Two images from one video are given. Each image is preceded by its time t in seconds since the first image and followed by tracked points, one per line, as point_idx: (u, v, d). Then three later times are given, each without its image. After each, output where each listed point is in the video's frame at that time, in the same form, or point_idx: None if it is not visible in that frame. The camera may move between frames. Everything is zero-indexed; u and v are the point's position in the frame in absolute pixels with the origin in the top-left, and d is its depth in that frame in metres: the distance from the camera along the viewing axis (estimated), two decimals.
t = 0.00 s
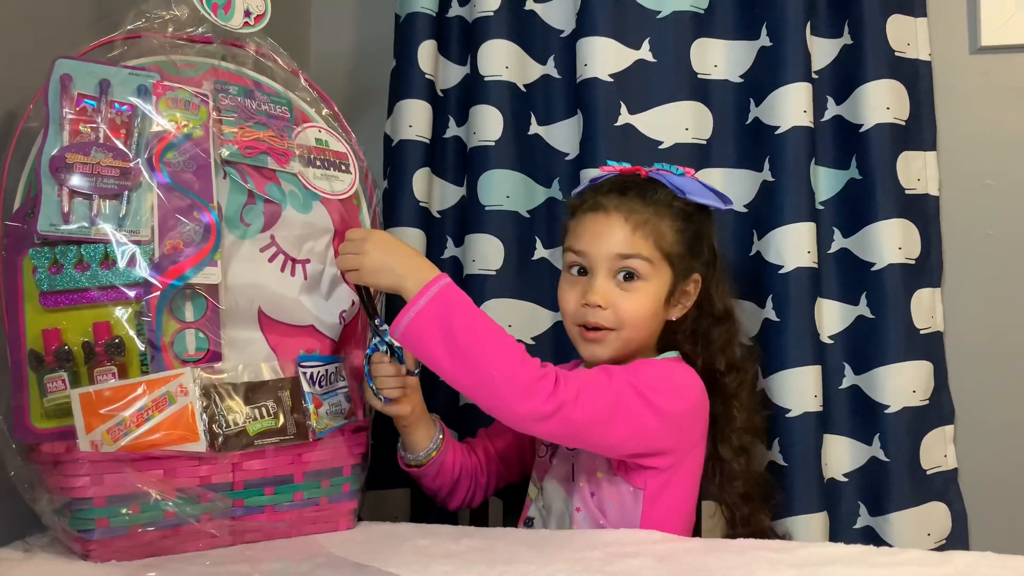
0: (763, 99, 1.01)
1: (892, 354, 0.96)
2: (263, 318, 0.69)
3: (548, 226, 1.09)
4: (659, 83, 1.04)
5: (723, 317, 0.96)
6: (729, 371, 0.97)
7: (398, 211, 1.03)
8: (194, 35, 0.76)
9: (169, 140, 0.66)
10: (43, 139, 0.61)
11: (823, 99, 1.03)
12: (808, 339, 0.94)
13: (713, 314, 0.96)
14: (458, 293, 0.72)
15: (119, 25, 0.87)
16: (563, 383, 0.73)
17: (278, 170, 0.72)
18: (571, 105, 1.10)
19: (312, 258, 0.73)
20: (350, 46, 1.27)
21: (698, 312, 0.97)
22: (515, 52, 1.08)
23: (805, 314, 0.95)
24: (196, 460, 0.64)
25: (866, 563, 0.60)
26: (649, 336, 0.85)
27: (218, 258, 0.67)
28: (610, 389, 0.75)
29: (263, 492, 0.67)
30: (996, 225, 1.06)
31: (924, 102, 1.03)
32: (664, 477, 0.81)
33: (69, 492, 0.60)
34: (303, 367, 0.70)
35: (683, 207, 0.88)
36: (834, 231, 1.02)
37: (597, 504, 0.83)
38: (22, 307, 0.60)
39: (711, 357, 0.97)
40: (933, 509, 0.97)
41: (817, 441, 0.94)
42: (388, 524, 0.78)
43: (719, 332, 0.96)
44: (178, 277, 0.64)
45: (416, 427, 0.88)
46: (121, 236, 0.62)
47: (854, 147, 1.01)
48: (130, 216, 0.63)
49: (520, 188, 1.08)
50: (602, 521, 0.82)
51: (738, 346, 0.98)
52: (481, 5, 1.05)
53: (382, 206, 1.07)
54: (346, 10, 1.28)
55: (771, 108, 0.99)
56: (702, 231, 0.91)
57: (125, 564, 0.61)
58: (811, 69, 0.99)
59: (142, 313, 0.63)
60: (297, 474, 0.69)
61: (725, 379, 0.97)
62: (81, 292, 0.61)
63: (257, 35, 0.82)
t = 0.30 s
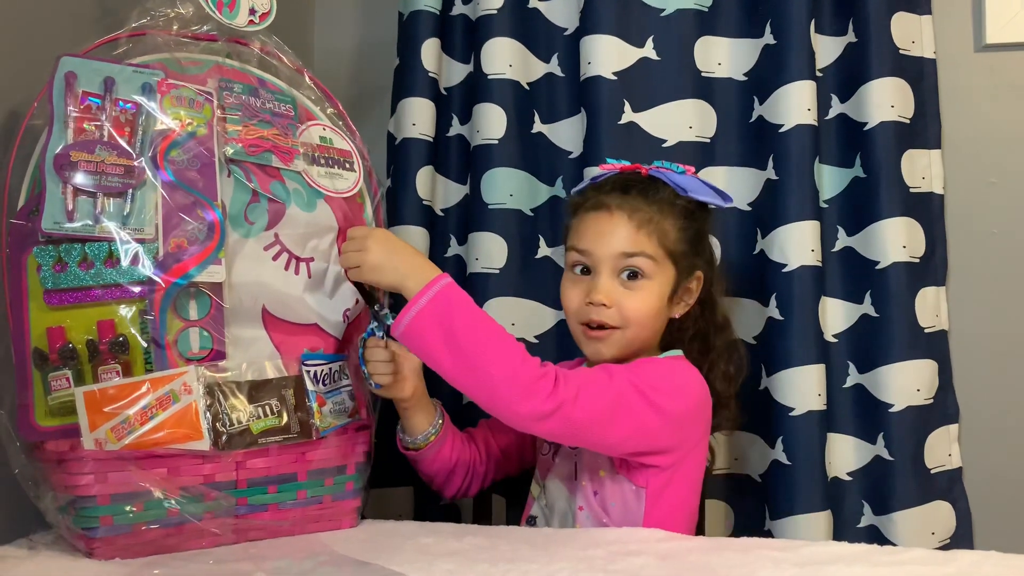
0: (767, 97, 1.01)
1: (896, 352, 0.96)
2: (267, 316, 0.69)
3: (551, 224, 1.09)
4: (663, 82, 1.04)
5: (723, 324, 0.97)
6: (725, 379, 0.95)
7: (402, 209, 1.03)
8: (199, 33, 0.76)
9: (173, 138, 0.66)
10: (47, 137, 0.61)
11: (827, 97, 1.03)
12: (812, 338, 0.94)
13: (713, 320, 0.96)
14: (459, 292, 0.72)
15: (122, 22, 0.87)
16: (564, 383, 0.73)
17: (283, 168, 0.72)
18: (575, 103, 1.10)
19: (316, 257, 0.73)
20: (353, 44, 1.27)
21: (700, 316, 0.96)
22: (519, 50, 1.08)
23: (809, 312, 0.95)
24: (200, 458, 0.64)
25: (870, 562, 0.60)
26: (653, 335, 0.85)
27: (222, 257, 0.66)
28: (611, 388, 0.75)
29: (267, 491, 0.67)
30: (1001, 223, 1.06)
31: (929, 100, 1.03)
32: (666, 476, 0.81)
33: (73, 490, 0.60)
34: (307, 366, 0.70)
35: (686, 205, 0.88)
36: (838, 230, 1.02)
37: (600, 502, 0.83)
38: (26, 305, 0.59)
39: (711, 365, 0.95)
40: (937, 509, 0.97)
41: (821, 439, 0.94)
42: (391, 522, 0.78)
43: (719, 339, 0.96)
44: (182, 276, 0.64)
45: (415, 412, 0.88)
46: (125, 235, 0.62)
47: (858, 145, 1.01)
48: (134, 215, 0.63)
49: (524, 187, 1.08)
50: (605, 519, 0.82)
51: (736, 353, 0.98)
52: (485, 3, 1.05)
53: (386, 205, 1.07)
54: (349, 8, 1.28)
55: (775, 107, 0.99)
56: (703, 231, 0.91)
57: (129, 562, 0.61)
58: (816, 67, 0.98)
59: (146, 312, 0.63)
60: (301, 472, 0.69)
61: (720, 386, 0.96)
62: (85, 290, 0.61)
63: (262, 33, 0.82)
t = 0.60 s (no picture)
0: (768, 96, 1.01)
1: (897, 351, 0.96)
2: (267, 314, 0.69)
3: (553, 222, 1.10)
4: (664, 80, 1.04)
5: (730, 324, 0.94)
6: (732, 379, 0.95)
7: (403, 207, 1.03)
8: (193, 30, 0.76)
9: (172, 136, 0.66)
10: (45, 135, 0.61)
11: (829, 95, 1.03)
12: (814, 336, 0.94)
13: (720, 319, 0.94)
14: (438, 299, 0.72)
15: (122, 20, 0.87)
16: (554, 384, 0.73)
17: (281, 165, 0.72)
18: (577, 102, 1.10)
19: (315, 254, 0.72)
20: (354, 42, 1.27)
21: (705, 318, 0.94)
22: (521, 49, 1.08)
23: (811, 310, 0.95)
24: (201, 457, 0.64)
25: (871, 560, 0.60)
26: (640, 331, 0.84)
27: (221, 254, 0.66)
28: (605, 388, 0.75)
29: (268, 488, 0.67)
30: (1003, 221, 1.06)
31: (930, 98, 1.03)
32: (665, 473, 0.81)
33: (75, 488, 0.60)
34: (308, 363, 0.69)
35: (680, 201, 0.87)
36: (840, 228, 1.02)
37: (601, 500, 0.83)
38: (26, 304, 0.59)
39: (715, 364, 0.94)
40: (939, 507, 0.97)
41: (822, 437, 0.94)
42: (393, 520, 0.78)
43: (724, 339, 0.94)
44: (181, 273, 0.64)
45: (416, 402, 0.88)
46: (124, 233, 0.62)
47: (859, 143, 1.01)
48: (133, 212, 0.63)
49: (526, 186, 1.08)
50: (606, 517, 0.82)
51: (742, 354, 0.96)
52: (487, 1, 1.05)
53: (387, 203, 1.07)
54: (350, 6, 1.28)
55: (777, 106, 0.99)
56: (701, 226, 0.89)
57: (131, 560, 0.61)
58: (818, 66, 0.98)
59: (146, 310, 0.63)
60: (302, 470, 0.69)
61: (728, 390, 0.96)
62: (84, 289, 0.61)
63: (256, 29, 0.82)
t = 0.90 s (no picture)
0: (769, 95, 1.01)
1: (898, 351, 0.96)
2: (269, 314, 0.69)
3: (553, 222, 1.10)
4: (665, 80, 1.04)
5: (736, 318, 0.91)
6: (742, 374, 0.92)
7: (404, 207, 1.03)
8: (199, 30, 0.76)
9: (175, 136, 0.66)
10: (48, 134, 0.61)
11: (829, 94, 1.03)
12: (814, 335, 0.94)
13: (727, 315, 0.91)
14: (432, 292, 0.72)
15: (122, 19, 0.87)
16: (540, 383, 0.73)
17: (284, 166, 0.72)
18: (577, 101, 1.10)
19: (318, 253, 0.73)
20: (355, 42, 1.27)
21: (712, 314, 0.92)
22: (521, 48, 1.08)
23: (811, 309, 0.95)
24: (202, 456, 0.64)
25: (872, 559, 0.60)
26: (631, 327, 0.83)
27: (224, 254, 0.66)
28: (593, 388, 0.75)
29: (269, 488, 0.67)
30: (1004, 220, 1.06)
31: (931, 97, 1.03)
32: (658, 474, 0.81)
33: (76, 488, 0.60)
34: (308, 363, 0.69)
35: (678, 198, 0.86)
36: (840, 227, 1.02)
37: (598, 499, 0.83)
38: (28, 303, 0.59)
39: (722, 359, 0.92)
40: (939, 506, 0.97)
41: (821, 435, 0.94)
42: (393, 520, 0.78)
43: (728, 335, 0.92)
44: (184, 273, 0.64)
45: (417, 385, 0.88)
46: (127, 233, 0.63)
47: (860, 143, 1.01)
48: (135, 212, 0.63)
49: (526, 185, 1.08)
50: (603, 516, 0.82)
51: (753, 351, 0.92)
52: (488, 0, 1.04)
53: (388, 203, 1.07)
54: (350, 5, 1.28)
55: (777, 105, 0.99)
56: (701, 223, 0.87)
57: (132, 559, 0.61)
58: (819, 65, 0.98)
59: (148, 310, 0.63)
60: (303, 470, 0.69)
61: (738, 386, 0.92)
62: (86, 289, 0.61)
63: (262, 32, 0.83)
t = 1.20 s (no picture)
0: (769, 94, 1.01)
1: (898, 350, 0.96)
2: (270, 315, 0.69)
3: (553, 222, 1.10)
4: (665, 79, 1.04)
5: (738, 323, 0.91)
6: (744, 381, 0.93)
7: (404, 206, 1.03)
8: (198, 26, 0.76)
9: (174, 134, 0.66)
10: (46, 133, 0.61)
11: (829, 94, 1.03)
12: (814, 335, 0.94)
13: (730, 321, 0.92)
14: (438, 291, 0.72)
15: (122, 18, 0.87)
16: (547, 382, 0.73)
17: (285, 164, 0.72)
18: (578, 101, 1.10)
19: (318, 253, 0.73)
20: (355, 41, 1.27)
21: (716, 318, 0.93)
22: (522, 47, 1.08)
23: (811, 309, 0.95)
24: (202, 459, 0.64)
25: (873, 559, 0.60)
26: (632, 327, 0.83)
27: (224, 255, 0.66)
28: (599, 388, 0.75)
29: (269, 489, 0.67)
30: (1005, 219, 1.06)
31: (931, 95, 1.03)
32: (662, 474, 0.80)
33: (75, 490, 0.60)
34: (309, 364, 0.69)
35: (682, 199, 0.86)
36: (840, 227, 1.03)
37: (600, 500, 0.83)
38: (26, 304, 0.59)
39: (724, 363, 0.93)
40: (939, 506, 0.97)
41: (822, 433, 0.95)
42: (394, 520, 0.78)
43: (730, 341, 0.92)
44: (184, 275, 0.64)
45: (417, 370, 0.88)
46: (125, 233, 0.62)
47: (861, 142, 1.01)
48: (134, 213, 0.63)
49: (526, 184, 1.08)
50: (604, 517, 0.82)
51: (755, 356, 0.92)
52: None
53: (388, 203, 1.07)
54: (350, 5, 1.28)
55: (777, 104, 0.99)
56: (707, 224, 0.87)
57: (132, 560, 0.61)
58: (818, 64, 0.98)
59: (147, 311, 0.63)
60: (303, 471, 0.69)
61: (739, 392, 0.93)
62: (84, 290, 0.61)
63: (262, 27, 0.82)
